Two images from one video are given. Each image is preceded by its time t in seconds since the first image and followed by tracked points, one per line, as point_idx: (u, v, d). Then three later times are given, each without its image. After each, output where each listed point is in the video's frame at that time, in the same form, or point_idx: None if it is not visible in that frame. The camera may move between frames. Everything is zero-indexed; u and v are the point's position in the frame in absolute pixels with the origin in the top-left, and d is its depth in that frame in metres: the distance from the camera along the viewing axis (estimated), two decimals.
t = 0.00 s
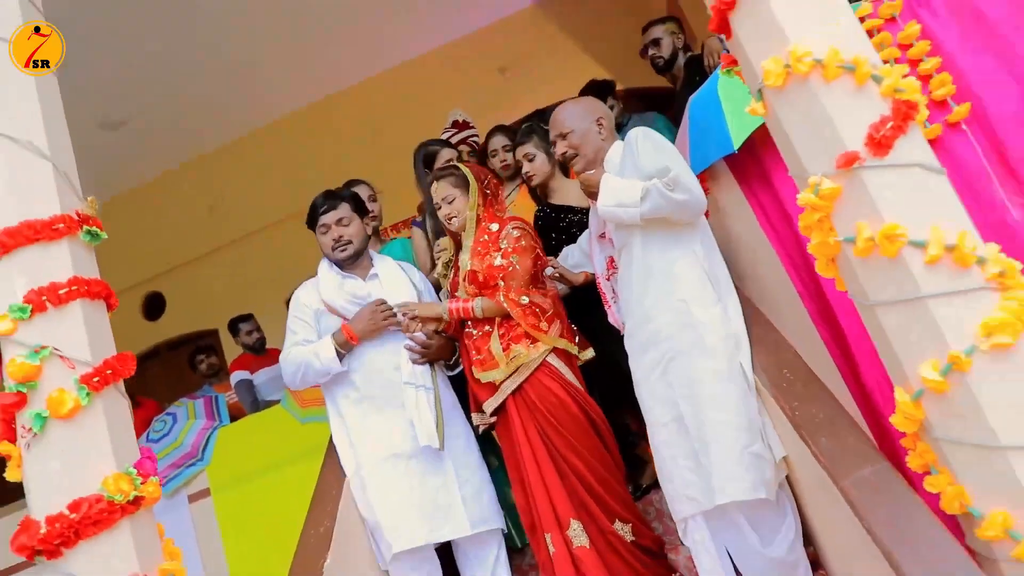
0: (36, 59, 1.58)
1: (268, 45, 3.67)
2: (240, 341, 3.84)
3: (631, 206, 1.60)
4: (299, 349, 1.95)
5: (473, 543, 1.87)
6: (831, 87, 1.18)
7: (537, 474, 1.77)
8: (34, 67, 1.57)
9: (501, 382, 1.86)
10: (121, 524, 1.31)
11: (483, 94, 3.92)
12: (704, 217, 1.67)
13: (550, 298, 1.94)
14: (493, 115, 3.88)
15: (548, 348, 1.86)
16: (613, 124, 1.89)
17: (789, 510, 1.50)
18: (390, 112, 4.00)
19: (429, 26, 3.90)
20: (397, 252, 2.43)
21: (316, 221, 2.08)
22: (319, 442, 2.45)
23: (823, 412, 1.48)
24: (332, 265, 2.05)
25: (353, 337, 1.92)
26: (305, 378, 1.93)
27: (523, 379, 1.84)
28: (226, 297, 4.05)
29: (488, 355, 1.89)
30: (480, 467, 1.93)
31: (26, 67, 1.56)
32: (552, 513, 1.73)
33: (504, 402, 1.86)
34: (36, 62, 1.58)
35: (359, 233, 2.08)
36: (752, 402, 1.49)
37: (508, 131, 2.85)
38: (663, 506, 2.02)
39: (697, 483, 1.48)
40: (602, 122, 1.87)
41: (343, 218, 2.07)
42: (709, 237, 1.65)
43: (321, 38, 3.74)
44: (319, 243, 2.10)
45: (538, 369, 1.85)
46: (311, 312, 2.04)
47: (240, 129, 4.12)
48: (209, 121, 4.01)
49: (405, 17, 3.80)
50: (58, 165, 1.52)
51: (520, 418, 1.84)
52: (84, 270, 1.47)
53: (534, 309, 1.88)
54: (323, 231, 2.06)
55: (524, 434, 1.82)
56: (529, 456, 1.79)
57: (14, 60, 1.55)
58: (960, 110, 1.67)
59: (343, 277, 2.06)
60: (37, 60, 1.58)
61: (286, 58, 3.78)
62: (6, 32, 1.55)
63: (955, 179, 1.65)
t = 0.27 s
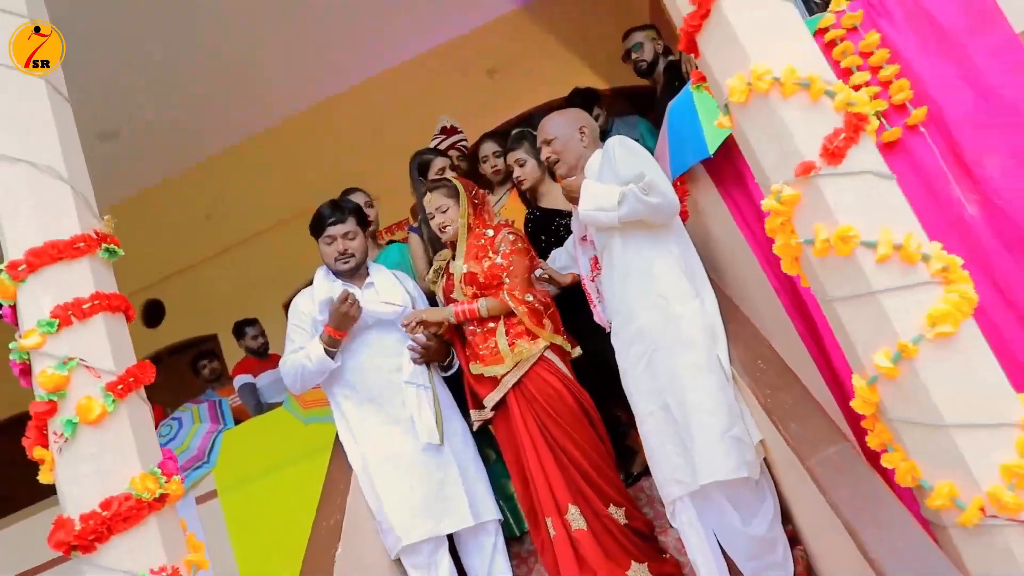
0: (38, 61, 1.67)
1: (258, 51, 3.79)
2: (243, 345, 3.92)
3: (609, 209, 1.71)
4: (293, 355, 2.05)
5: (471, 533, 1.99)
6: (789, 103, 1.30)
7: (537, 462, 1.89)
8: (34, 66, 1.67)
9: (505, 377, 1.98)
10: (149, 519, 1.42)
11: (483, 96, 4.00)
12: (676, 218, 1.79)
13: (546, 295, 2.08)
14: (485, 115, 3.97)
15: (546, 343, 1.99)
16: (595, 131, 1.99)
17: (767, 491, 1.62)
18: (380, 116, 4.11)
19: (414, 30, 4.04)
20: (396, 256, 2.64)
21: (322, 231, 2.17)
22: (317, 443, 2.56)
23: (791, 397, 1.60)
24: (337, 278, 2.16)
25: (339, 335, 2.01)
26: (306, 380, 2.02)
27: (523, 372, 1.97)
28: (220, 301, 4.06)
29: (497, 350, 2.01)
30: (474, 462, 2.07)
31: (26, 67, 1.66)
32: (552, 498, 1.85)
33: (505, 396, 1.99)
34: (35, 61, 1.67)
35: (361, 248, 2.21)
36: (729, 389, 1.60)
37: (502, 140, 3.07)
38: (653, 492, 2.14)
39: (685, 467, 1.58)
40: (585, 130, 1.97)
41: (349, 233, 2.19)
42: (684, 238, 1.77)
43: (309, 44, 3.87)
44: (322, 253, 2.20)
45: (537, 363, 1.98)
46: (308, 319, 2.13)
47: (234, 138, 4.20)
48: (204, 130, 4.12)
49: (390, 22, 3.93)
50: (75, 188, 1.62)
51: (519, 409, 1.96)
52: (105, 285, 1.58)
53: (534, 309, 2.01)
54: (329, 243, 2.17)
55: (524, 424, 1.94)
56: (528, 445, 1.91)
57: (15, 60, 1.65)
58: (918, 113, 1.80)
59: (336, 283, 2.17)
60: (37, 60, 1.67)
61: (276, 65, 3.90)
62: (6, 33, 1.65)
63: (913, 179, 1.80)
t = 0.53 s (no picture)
0: (36, 58, 1.78)
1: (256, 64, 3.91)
2: (251, 353, 4.04)
3: (599, 212, 1.82)
4: (303, 342, 2.12)
5: (479, 524, 2.10)
6: (762, 113, 1.41)
7: (543, 452, 2.01)
8: (33, 66, 1.78)
9: (511, 372, 2.10)
10: (181, 515, 1.53)
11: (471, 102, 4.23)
12: (663, 220, 1.89)
13: (551, 300, 2.21)
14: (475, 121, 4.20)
15: (550, 340, 2.13)
16: (583, 140, 2.11)
17: (756, 473, 1.73)
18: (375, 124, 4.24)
19: (405, 39, 4.17)
20: (398, 262, 2.65)
21: (327, 252, 2.30)
22: (323, 444, 2.64)
23: (776, 386, 1.69)
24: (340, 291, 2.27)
25: (341, 308, 2.14)
26: (322, 358, 2.09)
27: (531, 363, 2.10)
28: (219, 308, 4.19)
29: (512, 344, 2.12)
30: (480, 456, 2.18)
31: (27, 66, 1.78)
32: (557, 486, 1.97)
33: (510, 391, 2.11)
34: (36, 61, 1.78)
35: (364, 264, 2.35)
36: (716, 379, 1.71)
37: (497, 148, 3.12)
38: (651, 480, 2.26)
39: (679, 454, 1.69)
40: (573, 137, 2.09)
41: (353, 253, 2.31)
42: (671, 238, 1.88)
43: (304, 56, 3.98)
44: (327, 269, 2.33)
45: (539, 360, 2.12)
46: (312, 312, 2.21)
47: (234, 149, 4.32)
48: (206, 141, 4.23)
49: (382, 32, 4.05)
50: (99, 208, 1.73)
51: (523, 402, 2.08)
52: (132, 299, 1.69)
53: (550, 309, 2.17)
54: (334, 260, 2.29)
55: (528, 416, 2.05)
56: (534, 436, 2.03)
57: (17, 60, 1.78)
58: (888, 115, 1.92)
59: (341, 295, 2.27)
60: (37, 60, 1.78)
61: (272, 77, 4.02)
62: (9, 34, 1.78)
63: (884, 178, 1.93)
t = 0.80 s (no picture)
0: (37, 60, 1.87)
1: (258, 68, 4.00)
2: (256, 350, 4.15)
3: (592, 221, 1.93)
4: (314, 340, 2.21)
5: (481, 512, 2.21)
6: (746, 124, 1.51)
7: (544, 443, 2.12)
8: (34, 66, 1.87)
9: (512, 366, 2.21)
10: (204, 503, 1.62)
11: (467, 104, 4.34)
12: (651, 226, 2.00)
13: (551, 300, 2.32)
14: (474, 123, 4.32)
15: (553, 336, 2.26)
16: (565, 151, 2.17)
17: (743, 460, 1.84)
18: (368, 129, 4.39)
19: (404, 41, 4.27)
20: (400, 262, 2.75)
21: (331, 260, 2.43)
22: (332, 438, 2.47)
23: (761, 376, 1.80)
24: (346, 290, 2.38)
25: (349, 305, 2.24)
26: (335, 355, 2.19)
27: (530, 359, 2.22)
28: (218, 308, 4.34)
29: (516, 340, 2.23)
30: (482, 449, 2.27)
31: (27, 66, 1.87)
32: (558, 474, 2.08)
33: (512, 384, 2.21)
34: (35, 61, 1.87)
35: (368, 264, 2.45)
36: (705, 374, 1.81)
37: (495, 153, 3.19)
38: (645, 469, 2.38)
39: (670, 445, 1.79)
40: (555, 149, 2.15)
41: (356, 257, 2.42)
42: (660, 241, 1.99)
43: (305, 60, 4.07)
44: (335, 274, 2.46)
45: (539, 356, 2.24)
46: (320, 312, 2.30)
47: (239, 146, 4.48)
48: (208, 141, 4.33)
49: (381, 36, 4.15)
50: (120, 214, 1.81)
51: (525, 395, 2.19)
52: (153, 300, 1.78)
53: (554, 309, 2.30)
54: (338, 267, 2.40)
55: (530, 409, 2.16)
56: (536, 427, 2.14)
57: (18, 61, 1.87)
58: (868, 121, 2.02)
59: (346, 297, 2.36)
60: (37, 60, 1.88)
61: (273, 79, 4.10)
62: (9, 36, 1.87)
63: (864, 180, 2.03)
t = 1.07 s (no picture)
0: (38, 59, 1.93)
1: (260, 69, 4.07)
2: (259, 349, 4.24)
3: (585, 235, 1.99)
4: (319, 340, 2.28)
5: (481, 505, 2.29)
6: (735, 136, 1.60)
7: (543, 440, 2.21)
8: (35, 66, 1.92)
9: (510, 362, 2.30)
10: (219, 494, 1.70)
11: (466, 106, 4.44)
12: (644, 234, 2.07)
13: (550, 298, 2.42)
14: (468, 126, 4.42)
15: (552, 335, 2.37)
16: (551, 168, 2.27)
17: (733, 455, 1.92)
18: (361, 130, 4.50)
19: (402, 44, 4.35)
20: (401, 263, 2.86)
21: (335, 265, 2.48)
22: (335, 436, 2.60)
23: (750, 374, 1.87)
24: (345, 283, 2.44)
25: (352, 307, 2.32)
26: (340, 354, 2.27)
27: (530, 356, 2.30)
28: (220, 307, 4.42)
29: (515, 338, 2.32)
30: (482, 447, 2.36)
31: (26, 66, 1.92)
32: (556, 468, 2.16)
33: (510, 381, 2.30)
34: (35, 61, 1.92)
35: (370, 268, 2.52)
36: (696, 375, 1.89)
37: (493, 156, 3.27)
38: (640, 464, 2.47)
39: (663, 443, 1.87)
40: (541, 169, 2.25)
41: (359, 262, 2.48)
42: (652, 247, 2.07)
43: (305, 61, 4.14)
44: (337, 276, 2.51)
45: (538, 356, 2.32)
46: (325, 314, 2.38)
47: (241, 146, 4.58)
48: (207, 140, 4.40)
49: (381, 38, 4.23)
50: (136, 217, 1.88)
51: (523, 394, 2.27)
52: (168, 300, 1.86)
53: (552, 306, 2.41)
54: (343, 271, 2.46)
55: (529, 407, 2.25)
56: (535, 423, 2.23)
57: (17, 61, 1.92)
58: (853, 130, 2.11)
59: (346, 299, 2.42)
60: (37, 60, 1.93)
61: (273, 80, 4.18)
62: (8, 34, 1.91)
63: (850, 187, 2.12)
